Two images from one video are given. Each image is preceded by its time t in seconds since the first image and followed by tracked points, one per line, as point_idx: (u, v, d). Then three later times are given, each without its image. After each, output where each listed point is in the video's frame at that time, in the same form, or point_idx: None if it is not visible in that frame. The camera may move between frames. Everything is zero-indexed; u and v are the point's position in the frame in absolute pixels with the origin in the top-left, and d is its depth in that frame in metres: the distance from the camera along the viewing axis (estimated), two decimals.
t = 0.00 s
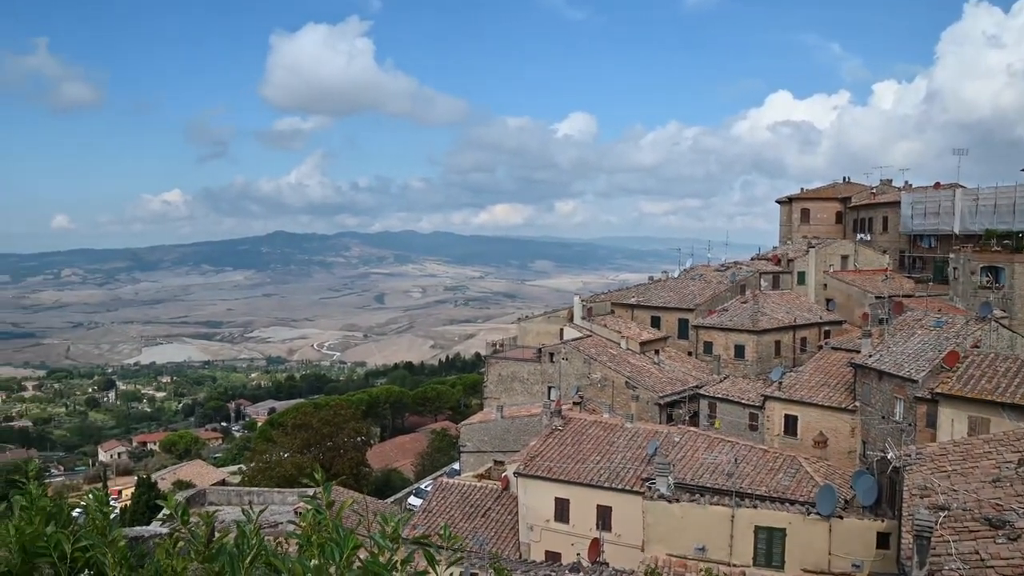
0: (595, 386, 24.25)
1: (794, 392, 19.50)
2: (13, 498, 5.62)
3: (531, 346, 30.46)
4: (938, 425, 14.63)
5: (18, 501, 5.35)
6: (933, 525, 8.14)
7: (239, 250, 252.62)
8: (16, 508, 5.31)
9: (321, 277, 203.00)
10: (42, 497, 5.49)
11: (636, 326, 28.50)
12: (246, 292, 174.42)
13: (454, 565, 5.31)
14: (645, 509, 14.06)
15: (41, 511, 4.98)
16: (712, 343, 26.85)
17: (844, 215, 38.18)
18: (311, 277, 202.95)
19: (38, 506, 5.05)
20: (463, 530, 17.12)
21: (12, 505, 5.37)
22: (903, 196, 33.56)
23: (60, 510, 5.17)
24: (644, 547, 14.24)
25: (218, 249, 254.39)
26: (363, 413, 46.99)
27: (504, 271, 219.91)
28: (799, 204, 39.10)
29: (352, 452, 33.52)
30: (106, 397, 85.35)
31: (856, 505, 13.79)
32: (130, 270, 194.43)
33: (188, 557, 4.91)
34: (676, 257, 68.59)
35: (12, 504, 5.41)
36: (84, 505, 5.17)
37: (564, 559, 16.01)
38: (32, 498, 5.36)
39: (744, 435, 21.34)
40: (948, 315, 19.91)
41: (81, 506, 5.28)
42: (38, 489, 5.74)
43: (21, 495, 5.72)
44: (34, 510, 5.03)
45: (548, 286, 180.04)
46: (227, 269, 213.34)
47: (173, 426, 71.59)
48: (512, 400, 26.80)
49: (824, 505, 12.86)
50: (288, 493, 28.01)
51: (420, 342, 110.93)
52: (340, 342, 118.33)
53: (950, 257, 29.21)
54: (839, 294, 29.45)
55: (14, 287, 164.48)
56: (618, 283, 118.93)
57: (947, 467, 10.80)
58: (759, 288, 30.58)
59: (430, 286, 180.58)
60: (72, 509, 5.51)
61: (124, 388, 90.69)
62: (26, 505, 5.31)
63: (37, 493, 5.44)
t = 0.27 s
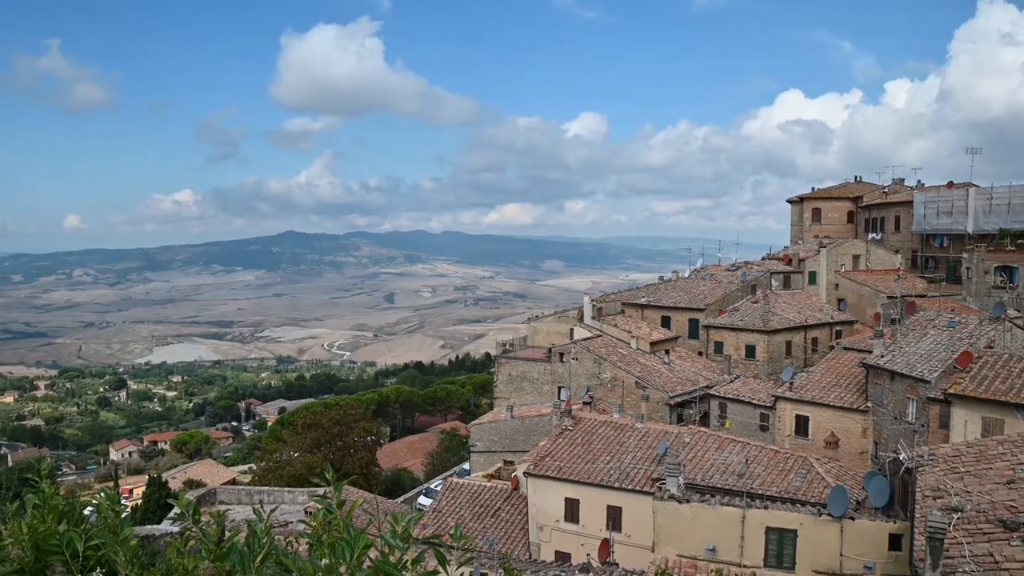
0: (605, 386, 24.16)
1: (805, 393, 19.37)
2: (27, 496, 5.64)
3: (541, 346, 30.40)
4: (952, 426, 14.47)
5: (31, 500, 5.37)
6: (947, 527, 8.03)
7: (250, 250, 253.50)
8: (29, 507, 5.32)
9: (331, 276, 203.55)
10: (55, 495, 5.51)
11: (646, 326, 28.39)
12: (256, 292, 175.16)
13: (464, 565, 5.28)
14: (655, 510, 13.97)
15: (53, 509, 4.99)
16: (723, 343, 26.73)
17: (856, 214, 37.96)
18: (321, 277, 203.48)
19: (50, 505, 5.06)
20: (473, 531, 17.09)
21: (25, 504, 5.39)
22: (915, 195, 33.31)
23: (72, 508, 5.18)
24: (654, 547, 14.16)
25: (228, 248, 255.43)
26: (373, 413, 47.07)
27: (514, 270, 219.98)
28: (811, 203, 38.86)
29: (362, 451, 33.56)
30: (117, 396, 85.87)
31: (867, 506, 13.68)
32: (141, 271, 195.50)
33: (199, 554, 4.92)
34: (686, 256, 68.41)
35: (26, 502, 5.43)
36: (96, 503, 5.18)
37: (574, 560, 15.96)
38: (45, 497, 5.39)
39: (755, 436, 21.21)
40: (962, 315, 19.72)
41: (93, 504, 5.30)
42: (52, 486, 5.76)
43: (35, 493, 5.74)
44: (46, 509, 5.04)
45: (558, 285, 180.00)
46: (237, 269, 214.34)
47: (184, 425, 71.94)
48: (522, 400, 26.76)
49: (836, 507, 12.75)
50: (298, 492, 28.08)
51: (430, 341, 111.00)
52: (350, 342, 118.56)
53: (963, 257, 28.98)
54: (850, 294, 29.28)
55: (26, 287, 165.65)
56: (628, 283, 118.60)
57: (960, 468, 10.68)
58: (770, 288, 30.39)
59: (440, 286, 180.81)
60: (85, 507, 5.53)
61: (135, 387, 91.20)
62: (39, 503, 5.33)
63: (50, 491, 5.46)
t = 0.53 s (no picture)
0: (615, 386, 24.07)
1: (817, 393, 19.25)
2: (40, 495, 5.61)
3: (551, 346, 30.34)
4: (965, 428, 14.33)
5: (43, 498, 5.36)
6: (961, 529, 7.93)
7: (260, 250, 254.44)
8: (41, 506, 5.30)
9: (341, 276, 204.05)
10: (67, 493, 5.49)
11: (657, 326, 28.28)
12: (267, 292, 175.78)
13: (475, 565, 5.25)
14: (666, 510, 13.89)
15: (65, 508, 5.00)
16: (734, 343, 26.60)
17: (868, 214, 37.68)
18: (331, 277, 203.95)
19: (64, 503, 5.04)
20: (484, 531, 17.07)
21: (38, 501, 5.37)
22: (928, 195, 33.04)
23: (84, 507, 5.16)
24: (665, 548, 14.09)
25: (239, 248, 256.43)
26: (384, 413, 47.10)
27: (524, 271, 219.91)
28: (822, 203, 38.59)
29: (372, 451, 33.59)
30: (129, 396, 86.31)
31: (880, 507, 13.56)
32: (153, 271, 196.48)
33: (209, 555, 4.88)
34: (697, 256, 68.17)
35: (37, 501, 5.41)
36: (109, 501, 5.17)
37: (584, 560, 15.90)
38: (57, 496, 5.36)
39: (766, 436, 21.08)
40: (976, 316, 19.52)
41: (105, 504, 5.28)
42: (64, 485, 5.74)
43: (48, 492, 5.70)
44: (60, 508, 5.03)
45: (569, 285, 179.82)
46: (248, 269, 215.15)
47: (195, 425, 72.21)
48: (532, 400, 26.70)
49: (848, 508, 12.64)
50: (309, 492, 28.13)
51: (441, 341, 111.11)
52: (361, 342, 118.81)
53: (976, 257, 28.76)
54: (862, 294, 29.07)
55: (39, 287, 166.64)
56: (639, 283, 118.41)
57: (973, 470, 10.57)
58: (782, 287, 30.21)
59: (451, 286, 180.93)
60: (96, 506, 5.50)
61: (146, 387, 91.64)
62: (51, 501, 5.31)
63: (64, 490, 5.44)
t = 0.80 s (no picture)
0: (626, 387, 23.97)
1: (829, 394, 19.11)
2: (52, 494, 5.63)
3: (562, 346, 30.26)
4: (979, 429, 14.16)
5: (56, 496, 5.37)
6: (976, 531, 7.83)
7: (271, 251, 255.41)
8: (54, 505, 5.31)
9: (352, 276, 204.59)
10: (79, 493, 5.50)
11: (668, 326, 28.16)
12: (277, 292, 176.45)
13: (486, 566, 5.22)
14: (677, 511, 13.79)
15: (79, 507, 5.02)
16: (745, 343, 26.45)
17: (880, 214, 37.40)
18: (342, 277, 204.49)
19: (77, 503, 5.05)
20: (494, 531, 17.03)
21: (50, 501, 5.38)
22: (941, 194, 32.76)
23: (96, 507, 5.16)
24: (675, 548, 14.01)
25: (250, 249, 257.56)
26: (394, 414, 47.13)
27: (535, 271, 219.90)
28: (834, 203, 38.33)
29: (383, 451, 33.60)
30: (140, 395, 86.75)
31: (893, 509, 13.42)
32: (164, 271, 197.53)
33: (221, 554, 4.87)
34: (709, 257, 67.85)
35: (50, 501, 5.42)
36: (121, 501, 5.18)
37: (595, 561, 15.83)
38: (69, 494, 5.37)
39: (778, 437, 20.95)
40: (990, 316, 19.32)
41: (117, 503, 5.28)
42: (76, 485, 5.75)
43: (61, 491, 5.72)
44: (71, 506, 5.03)
45: (580, 285, 179.68)
46: (259, 270, 216.02)
47: (206, 424, 72.49)
48: (543, 400, 26.64)
49: (860, 510, 12.53)
50: (320, 492, 28.17)
51: (451, 341, 111.26)
52: (372, 343, 119.01)
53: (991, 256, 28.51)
54: (875, 294, 28.86)
55: (52, 287, 167.70)
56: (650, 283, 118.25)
57: (988, 472, 10.44)
58: (793, 288, 30.03)
59: (461, 287, 181.09)
60: (108, 505, 5.51)
61: (158, 387, 92.07)
62: (64, 500, 5.32)
63: (76, 489, 5.45)
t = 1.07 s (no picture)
0: (637, 387, 23.87)
1: (842, 395, 18.96)
2: (66, 494, 5.66)
3: (573, 347, 30.19)
4: (994, 431, 14.00)
5: (69, 497, 5.39)
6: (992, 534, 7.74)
7: (282, 252, 256.26)
8: (67, 505, 5.33)
9: (363, 277, 205.17)
10: (93, 492, 5.53)
11: (679, 327, 28.03)
12: (288, 293, 177.13)
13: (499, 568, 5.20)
14: (688, 512, 13.70)
15: (92, 506, 5.04)
16: (757, 344, 26.29)
17: (894, 214, 37.08)
18: (353, 278, 205.08)
19: (91, 502, 5.08)
20: (504, 532, 17.00)
21: (64, 501, 5.41)
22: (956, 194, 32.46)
23: (110, 506, 5.19)
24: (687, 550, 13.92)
25: (262, 250, 258.68)
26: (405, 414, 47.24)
27: (546, 271, 219.90)
28: (847, 203, 38.04)
29: (393, 452, 33.61)
30: (152, 395, 87.31)
31: (906, 511, 13.28)
32: (176, 272, 198.65)
33: (233, 554, 4.88)
34: (721, 257, 67.55)
35: (63, 500, 5.45)
36: (134, 502, 5.19)
37: (606, 563, 15.75)
38: (83, 494, 5.40)
39: (790, 439, 20.82)
40: (1005, 317, 19.10)
41: (131, 502, 5.31)
42: (90, 484, 5.78)
43: (74, 492, 5.75)
44: (85, 506, 5.05)
45: (591, 286, 179.55)
46: (270, 270, 216.86)
47: (218, 425, 72.84)
48: (554, 401, 26.58)
49: (874, 512, 12.41)
50: (331, 492, 28.20)
51: (462, 342, 111.41)
52: (382, 343, 119.27)
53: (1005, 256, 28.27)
54: (888, 295, 28.67)
55: (65, 287, 168.85)
56: (661, 284, 118.09)
57: (1004, 474, 10.29)
58: (805, 288, 29.86)
59: (472, 287, 181.26)
60: (121, 505, 5.53)
61: (170, 387, 92.58)
62: (78, 499, 5.35)
63: (90, 489, 5.48)
